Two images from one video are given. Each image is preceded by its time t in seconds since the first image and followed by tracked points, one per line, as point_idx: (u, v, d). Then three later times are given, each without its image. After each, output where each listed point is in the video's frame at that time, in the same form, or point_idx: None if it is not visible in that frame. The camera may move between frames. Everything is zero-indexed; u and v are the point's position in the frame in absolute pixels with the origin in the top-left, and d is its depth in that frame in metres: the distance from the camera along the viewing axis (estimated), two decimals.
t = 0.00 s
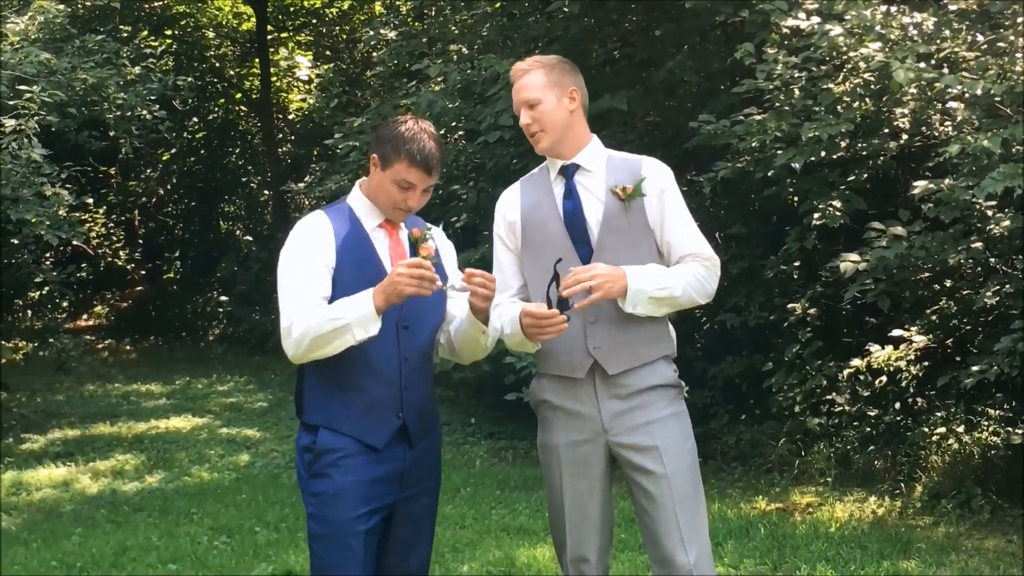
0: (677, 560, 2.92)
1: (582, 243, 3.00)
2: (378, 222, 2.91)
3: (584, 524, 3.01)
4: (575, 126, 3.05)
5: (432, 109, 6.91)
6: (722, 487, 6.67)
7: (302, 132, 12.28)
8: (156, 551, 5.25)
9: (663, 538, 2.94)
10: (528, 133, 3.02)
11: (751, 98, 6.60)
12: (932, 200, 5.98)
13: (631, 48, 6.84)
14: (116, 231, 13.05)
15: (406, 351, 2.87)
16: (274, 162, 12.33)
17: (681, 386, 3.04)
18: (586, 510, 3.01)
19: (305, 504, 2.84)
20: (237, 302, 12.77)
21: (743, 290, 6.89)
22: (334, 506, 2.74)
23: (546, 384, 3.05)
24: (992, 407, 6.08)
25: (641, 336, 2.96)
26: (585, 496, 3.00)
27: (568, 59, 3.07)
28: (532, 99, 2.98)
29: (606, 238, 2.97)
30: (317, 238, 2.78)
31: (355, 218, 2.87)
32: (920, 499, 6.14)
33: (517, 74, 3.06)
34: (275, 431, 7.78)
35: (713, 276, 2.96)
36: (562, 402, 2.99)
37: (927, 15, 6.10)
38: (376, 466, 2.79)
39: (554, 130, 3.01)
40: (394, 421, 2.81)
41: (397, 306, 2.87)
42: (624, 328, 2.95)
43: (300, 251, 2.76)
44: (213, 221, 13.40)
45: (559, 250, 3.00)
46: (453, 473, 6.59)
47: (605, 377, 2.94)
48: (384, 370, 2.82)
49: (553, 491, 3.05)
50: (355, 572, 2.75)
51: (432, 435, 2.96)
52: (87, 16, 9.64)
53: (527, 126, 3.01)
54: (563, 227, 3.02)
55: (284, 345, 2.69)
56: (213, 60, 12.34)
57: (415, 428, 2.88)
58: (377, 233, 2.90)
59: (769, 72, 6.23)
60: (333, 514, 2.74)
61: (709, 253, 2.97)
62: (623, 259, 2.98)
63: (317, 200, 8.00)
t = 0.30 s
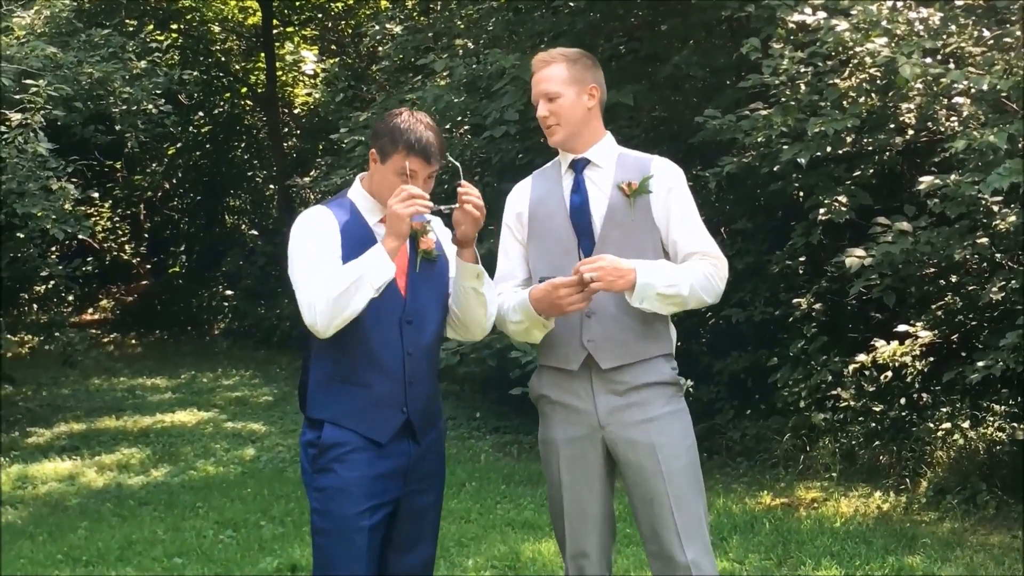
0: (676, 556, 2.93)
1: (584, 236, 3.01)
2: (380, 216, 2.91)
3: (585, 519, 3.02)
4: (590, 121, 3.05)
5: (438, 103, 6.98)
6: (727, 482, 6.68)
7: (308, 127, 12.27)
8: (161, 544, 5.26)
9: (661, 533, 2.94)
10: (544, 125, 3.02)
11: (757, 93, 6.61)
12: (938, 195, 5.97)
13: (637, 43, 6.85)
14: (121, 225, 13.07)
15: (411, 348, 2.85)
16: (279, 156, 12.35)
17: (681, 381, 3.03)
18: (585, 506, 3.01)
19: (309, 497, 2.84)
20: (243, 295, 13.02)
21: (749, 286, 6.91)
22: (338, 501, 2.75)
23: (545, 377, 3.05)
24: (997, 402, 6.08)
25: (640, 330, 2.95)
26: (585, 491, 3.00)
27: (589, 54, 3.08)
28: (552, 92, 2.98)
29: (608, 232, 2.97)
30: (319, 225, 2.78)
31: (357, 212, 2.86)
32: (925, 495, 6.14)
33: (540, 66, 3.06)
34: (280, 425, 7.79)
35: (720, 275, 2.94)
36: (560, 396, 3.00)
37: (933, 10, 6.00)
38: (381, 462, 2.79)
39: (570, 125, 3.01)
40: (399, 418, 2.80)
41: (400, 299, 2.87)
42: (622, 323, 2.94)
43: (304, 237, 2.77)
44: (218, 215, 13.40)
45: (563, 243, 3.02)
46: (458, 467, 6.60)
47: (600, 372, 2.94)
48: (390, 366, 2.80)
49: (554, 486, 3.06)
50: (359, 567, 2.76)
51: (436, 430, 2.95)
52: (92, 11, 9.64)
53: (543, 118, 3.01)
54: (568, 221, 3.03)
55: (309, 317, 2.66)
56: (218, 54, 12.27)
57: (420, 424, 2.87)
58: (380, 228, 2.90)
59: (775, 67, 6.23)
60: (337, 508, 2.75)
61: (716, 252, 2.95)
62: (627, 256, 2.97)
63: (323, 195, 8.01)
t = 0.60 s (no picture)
0: (676, 551, 2.93)
1: (583, 233, 3.01)
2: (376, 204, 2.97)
3: (584, 514, 3.02)
4: (601, 120, 3.06)
5: (439, 98, 6.89)
6: (727, 477, 6.69)
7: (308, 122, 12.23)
8: (162, 538, 5.26)
9: (661, 528, 2.95)
10: (562, 127, 2.99)
11: (758, 88, 6.63)
12: (939, 191, 5.99)
13: (638, 38, 6.85)
14: (123, 219, 12.76)
15: (413, 340, 2.85)
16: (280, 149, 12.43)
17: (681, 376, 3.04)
18: (586, 500, 3.01)
19: (313, 490, 2.84)
20: (243, 290, 13.27)
21: (749, 281, 6.93)
22: (341, 493, 2.75)
23: (544, 372, 3.05)
24: (997, 397, 6.11)
25: (638, 327, 2.94)
26: (585, 486, 3.00)
27: (592, 48, 3.05)
28: (572, 95, 2.94)
29: (607, 229, 2.98)
30: (317, 208, 2.85)
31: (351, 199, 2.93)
32: (924, 490, 6.16)
33: (550, 63, 2.97)
34: (280, 419, 7.80)
35: (725, 265, 2.93)
36: (561, 391, 3.00)
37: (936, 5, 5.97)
38: (384, 456, 2.79)
39: (587, 126, 3.01)
40: (403, 411, 2.80)
41: (401, 289, 2.89)
42: (618, 318, 2.93)
43: (302, 218, 2.82)
44: (218, 209, 13.66)
45: (562, 239, 3.02)
46: (458, 462, 6.61)
47: (599, 368, 2.94)
48: (392, 360, 2.80)
49: (554, 480, 3.06)
50: (363, 562, 2.77)
51: (439, 422, 2.96)
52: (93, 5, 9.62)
53: (562, 120, 2.98)
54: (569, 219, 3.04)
55: (326, 259, 2.68)
56: (219, 49, 12.14)
57: (423, 416, 2.87)
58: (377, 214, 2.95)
59: (776, 62, 6.23)
60: (340, 500, 2.75)
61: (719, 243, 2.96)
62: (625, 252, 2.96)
63: (323, 189, 8.02)
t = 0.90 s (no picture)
0: (675, 544, 2.92)
1: (586, 228, 2.99)
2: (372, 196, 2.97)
3: (582, 508, 3.02)
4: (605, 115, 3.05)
5: (437, 92, 6.89)
6: (725, 471, 6.69)
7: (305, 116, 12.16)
8: (159, 532, 5.26)
9: (658, 523, 2.94)
10: (573, 121, 2.96)
11: (756, 82, 6.62)
12: (938, 185, 5.94)
13: (637, 31, 6.85)
14: (119, 212, 12.95)
15: (414, 336, 2.85)
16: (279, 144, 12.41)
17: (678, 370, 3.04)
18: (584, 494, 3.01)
19: (313, 484, 2.84)
20: (240, 284, 13.23)
21: (747, 276, 6.93)
22: (342, 487, 2.75)
23: (543, 365, 3.04)
24: (995, 392, 6.03)
25: (639, 322, 2.94)
26: (583, 479, 3.00)
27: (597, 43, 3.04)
28: (585, 89, 2.92)
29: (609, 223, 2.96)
30: (315, 201, 2.84)
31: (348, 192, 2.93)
32: (922, 485, 6.16)
33: (563, 55, 2.94)
34: (278, 413, 7.79)
35: (724, 258, 2.93)
36: (559, 384, 2.99)
37: None
38: (385, 450, 2.79)
39: (596, 121, 2.99)
40: (404, 408, 2.80)
41: (402, 282, 2.89)
42: (619, 314, 2.92)
43: (300, 211, 2.83)
44: (216, 203, 13.58)
45: (565, 233, 3.01)
46: (456, 456, 6.61)
47: (599, 362, 2.93)
48: (394, 356, 2.80)
49: (552, 474, 3.05)
50: (364, 556, 2.77)
51: (440, 416, 2.96)
52: None
53: (574, 114, 2.95)
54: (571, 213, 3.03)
55: (326, 247, 2.68)
56: (217, 42, 12.23)
57: (425, 409, 2.87)
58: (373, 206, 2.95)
59: (774, 57, 6.21)
60: (342, 493, 2.75)
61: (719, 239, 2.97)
62: (627, 248, 2.95)
63: (321, 182, 8.02)
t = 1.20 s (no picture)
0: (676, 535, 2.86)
1: (591, 224, 2.99)
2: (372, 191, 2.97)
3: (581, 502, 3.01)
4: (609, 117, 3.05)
5: (435, 87, 6.92)
6: (723, 467, 6.70)
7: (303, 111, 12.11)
8: (158, 527, 5.26)
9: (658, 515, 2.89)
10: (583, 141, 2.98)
11: (755, 78, 6.63)
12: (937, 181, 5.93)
13: (635, 27, 6.86)
14: (118, 208, 12.81)
15: (417, 329, 2.85)
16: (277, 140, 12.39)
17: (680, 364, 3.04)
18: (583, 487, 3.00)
19: (315, 479, 2.84)
20: (240, 279, 13.32)
21: (746, 272, 6.94)
22: (344, 481, 2.75)
23: (545, 356, 3.03)
24: (993, 388, 5.98)
25: (643, 312, 2.95)
26: (583, 472, 3.00)
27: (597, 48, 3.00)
28: (593, 111, 2.92)
29: (613, 216, 2.95)
30: (316, 196, 2.84)
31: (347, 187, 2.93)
32: (920, 480, 6.17)
33: (567, 77, 2.88)
34: (277, 408, 7.80)
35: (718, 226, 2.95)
36: (560, 376, 2.99)
37: None
38: (388, 445, 2.79)
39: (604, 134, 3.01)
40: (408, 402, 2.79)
41: (405, 276, 2.88)
42: (623, 304, 2.93)
43: (301, 207, 2.83)
44: (215, 198, 13.56)
45: (569, 228, 3.01)
46: (455, 451, 6.62)
47: (602, 353, 2.94)
48: (396, 350, 2.80)
49: (552, 468, 3.04)
50: (365, 550, 2.77)
51: (444, 411, 2.95)
52: None
53: (584, 135, 2.97)
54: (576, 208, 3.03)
55: (329, 240, 2.68)
56: (215, 38, 12.23)
57: (428, 404, 2.87)
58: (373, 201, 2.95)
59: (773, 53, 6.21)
60: (343, 488, 2.75)
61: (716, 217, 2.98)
62: (632, 241, 2.95)
63: (319, 178, 8.03)
